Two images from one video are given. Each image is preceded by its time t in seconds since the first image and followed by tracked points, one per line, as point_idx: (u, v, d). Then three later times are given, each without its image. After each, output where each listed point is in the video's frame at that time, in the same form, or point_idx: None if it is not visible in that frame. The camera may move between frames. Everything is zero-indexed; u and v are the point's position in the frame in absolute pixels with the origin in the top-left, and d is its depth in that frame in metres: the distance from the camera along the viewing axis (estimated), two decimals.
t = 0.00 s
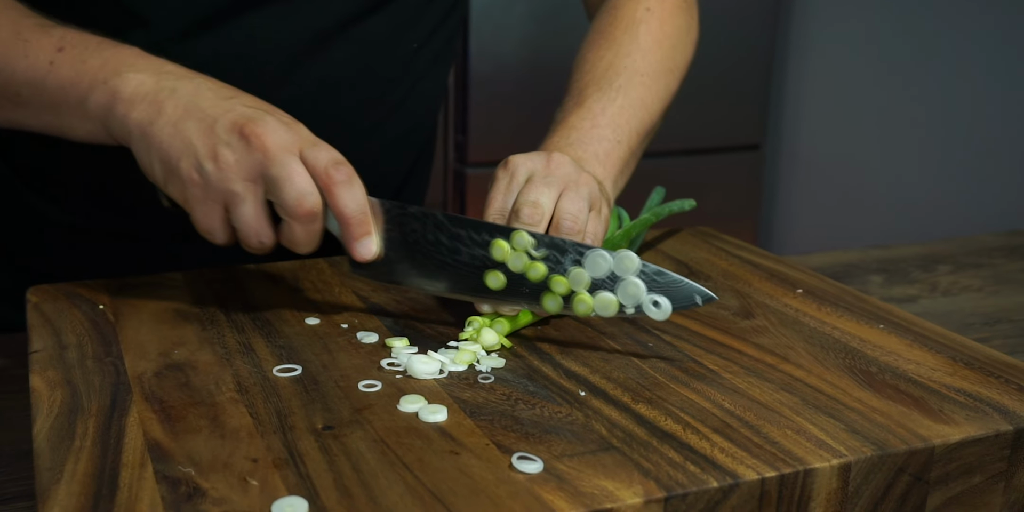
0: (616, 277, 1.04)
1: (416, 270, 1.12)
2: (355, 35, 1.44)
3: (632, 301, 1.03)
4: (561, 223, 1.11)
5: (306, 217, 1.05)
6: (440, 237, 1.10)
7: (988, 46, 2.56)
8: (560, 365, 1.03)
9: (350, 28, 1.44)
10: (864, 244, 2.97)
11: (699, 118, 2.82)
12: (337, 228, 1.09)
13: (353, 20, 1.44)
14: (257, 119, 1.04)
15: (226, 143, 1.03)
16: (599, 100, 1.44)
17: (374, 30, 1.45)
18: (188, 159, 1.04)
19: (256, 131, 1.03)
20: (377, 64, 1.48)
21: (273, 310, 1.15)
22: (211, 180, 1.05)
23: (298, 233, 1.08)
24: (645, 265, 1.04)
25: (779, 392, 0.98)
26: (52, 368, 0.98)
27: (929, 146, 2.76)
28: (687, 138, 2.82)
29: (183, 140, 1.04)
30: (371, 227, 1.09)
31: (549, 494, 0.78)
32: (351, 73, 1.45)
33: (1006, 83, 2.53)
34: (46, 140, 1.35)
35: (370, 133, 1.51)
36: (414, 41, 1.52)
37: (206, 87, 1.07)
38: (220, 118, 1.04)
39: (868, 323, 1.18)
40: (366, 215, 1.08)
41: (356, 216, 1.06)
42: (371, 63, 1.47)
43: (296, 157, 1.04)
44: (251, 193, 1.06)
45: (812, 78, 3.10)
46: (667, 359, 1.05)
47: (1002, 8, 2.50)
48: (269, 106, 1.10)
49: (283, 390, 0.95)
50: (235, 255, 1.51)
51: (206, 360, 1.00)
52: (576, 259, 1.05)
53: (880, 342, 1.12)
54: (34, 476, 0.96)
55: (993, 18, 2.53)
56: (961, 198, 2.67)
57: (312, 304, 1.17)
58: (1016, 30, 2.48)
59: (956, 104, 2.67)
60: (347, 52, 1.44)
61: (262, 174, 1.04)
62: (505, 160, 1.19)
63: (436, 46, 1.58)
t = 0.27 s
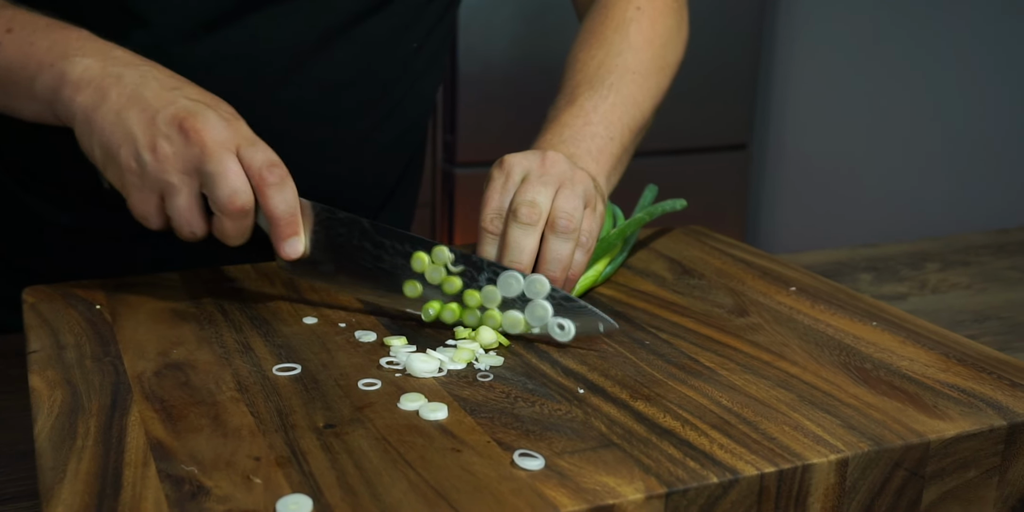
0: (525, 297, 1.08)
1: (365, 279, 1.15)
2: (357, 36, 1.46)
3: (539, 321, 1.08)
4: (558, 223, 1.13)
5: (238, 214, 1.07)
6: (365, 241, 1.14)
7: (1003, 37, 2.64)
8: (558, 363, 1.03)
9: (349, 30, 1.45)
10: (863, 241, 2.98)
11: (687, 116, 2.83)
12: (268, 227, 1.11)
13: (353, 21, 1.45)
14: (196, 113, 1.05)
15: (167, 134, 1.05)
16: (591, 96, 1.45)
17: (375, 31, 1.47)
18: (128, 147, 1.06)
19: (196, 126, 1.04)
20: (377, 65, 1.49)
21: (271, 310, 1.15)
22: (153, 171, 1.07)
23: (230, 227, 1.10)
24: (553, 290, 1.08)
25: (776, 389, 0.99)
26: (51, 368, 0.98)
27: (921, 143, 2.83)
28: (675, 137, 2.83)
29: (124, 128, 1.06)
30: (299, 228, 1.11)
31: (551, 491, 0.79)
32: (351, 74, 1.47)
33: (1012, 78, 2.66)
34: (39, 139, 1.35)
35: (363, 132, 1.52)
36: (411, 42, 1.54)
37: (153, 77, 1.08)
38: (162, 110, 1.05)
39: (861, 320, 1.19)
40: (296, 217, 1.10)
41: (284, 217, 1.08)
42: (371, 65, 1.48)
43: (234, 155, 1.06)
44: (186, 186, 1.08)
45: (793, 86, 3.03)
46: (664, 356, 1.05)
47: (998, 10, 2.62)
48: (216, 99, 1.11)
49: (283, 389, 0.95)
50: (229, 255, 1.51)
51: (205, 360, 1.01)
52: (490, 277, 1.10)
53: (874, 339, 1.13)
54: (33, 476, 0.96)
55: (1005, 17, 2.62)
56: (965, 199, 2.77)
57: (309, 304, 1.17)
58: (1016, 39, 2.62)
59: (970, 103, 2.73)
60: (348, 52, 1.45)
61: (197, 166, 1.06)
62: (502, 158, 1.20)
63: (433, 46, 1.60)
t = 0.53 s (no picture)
0: (630, 292, 1.06)
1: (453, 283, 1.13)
2: (347, 34, 1.46)
3: (643, 316, 1.05)
4: (553, 220, 1.13)
5: (324, 229, 1.08)
6: (455, 249, 1.12)
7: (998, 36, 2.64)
8: (557, 361, 1.04)
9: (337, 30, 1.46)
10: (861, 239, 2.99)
11: (677, 116, 2.84)
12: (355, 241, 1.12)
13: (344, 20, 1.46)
14: (276, 131, 1.06)
15: (247, 154, 1.06)
16: (586, 98, 1.46)
17: (365, 29, 1.48)
18: (207, 169, 1.07)
19: (278, 143, 1.05)
20: (367, 63, 1.50)
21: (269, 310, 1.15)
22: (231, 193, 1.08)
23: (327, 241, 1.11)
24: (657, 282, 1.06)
25: (773, 386, 0.99)
26: (51, 368, 0.98)
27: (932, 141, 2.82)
28: (665, 136, 2.84)
29: (203, 149, 1.06)
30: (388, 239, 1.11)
31: (553, 488, 0.79)
32: (341, 72, 1.47)
33: (1007, 72, 2.67)
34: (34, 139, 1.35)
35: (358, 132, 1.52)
36: (401, 41, 1.53)
37: (227, 97, 1.10)
38: (241, 129, 1.06)
39: (856, 317, 1.20)
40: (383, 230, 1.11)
41: (373, 230, 1.09)
42: (360, 65, 1.49)
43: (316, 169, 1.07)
44: (269, 204, 1.09)
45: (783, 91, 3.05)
46: (661, 354, 1.06)
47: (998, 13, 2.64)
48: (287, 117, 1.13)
49: (284, 388, 0.95)
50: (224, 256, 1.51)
51: (205, 359, 1.01)
52: (591, 274, 1.07)
53: (869, 337, 1.14)
54: (32, 476, 0.96)
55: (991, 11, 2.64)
56: (967, 200, 2.78)
57: (307, 303, 1.18)
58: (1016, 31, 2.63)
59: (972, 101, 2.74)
60: (337, 50, 1.46)
61: (280, 186, 1.07)
62: (497, 159, 1.21)
63: (427, 45, 1.59)
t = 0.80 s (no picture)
0: (585, 261, 1.10)
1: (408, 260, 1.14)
2: (345, 37, 1.48)
3: (602, 283, 1.10)
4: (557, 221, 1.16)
5: (283, 200, 1.07)
6: (412, 222, 1.13)
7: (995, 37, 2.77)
8: (555, 360, 1.04)
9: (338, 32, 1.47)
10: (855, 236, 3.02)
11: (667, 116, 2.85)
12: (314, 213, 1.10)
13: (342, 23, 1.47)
14: (234, 104, 1.06)
15: (205, 125, 1.05)
16: (584, 107, 1.46)
17: (362, 32, 1.49)
18: (166, 141, 1.07)
19: (238, 115, 1.05)
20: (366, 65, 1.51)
21: (267, 309, 1.15)
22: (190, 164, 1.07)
23: (275, 215, 1.09)
24: (619, 253, 1.10)
25: (770, 384, 1.00)
26: (50, 368, 0.98)
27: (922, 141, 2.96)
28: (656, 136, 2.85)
29: (162, 124, 1.06)
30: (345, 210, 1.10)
31: (554, 484, 0.80)
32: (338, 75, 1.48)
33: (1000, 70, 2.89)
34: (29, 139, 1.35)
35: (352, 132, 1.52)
36: (399, 42, 1.55)
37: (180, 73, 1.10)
38: (199, 103, 1.06)
39: (850, 315, 1.21)
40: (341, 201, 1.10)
41: (330, 201, 1.08)
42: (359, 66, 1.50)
43: (273, 141, 1.06)
44: (227, 175, 1.08)
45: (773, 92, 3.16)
46: (658, 352, 1.07)
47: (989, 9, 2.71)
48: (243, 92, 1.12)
49: (283, 387, 0.96)
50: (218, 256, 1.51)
51: (204, 358, 1.01)
52: (546, 245, 1.10)
53: (863, 334, 1.15)
54: (30, 477, 0.96)
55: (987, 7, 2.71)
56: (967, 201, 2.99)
57: (304, 302, 1.18)
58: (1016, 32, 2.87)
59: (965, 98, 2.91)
60: (335, 53, 1.47)
61: (239, 157, 1.06)
62: (501, 157, 1.22)
63: (422, 48, 1.60)
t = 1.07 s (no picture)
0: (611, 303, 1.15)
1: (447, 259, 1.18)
2: (351, 32, 1.53)
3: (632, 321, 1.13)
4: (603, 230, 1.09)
5: (249, 136, 1.06)
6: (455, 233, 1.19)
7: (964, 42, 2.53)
8: (552, 361, 1.04)
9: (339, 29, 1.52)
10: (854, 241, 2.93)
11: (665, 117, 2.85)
12: (282, 176, 1.10)
13: (349, 20, 1.52)
14: (213, 55, 1.09)
15: (181, 68, 1.07)
16: (674, 88, 1.44)
17: (367, 28, 1.54)
18: (139, 74, 1.07)
19: (215, 61, 1.08)
20: (371, 63, 1.56)
21: (264, 311, 1.15)
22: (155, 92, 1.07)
23: (252, 151, 1.07)
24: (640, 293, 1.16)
25: (766, 385, 1.00)
26: (46, 369, 0.97)
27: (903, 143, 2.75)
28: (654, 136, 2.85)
29: (138, 59, 1.08)
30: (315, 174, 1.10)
31: (549, 486, 0.80)
32: (343, 70, 1.53)
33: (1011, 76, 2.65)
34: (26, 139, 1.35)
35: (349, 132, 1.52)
36: (406, 44, 1.60)
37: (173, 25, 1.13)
38: (178, 49, 1.09)
39: (848, 316, 1.21)
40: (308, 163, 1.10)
41: (295, 159, 1.08)
42: (364, 62, 1.55)
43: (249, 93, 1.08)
44: (195, 110, 1.06)
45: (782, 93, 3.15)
46: (655, 354, 1.07)
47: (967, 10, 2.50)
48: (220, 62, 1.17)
49: (279, 388, 0.95)
50: (217, 256, 1.51)
51: (200, 359, 1.01)
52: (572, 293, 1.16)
53: (861, 335, 1.15)
54: (25, 477, 0.96)
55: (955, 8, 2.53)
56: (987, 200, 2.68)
57: (301, 303, 1.18)
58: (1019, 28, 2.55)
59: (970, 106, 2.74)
60: (342, 47, 1.52)
61: (207, 97, 1.07)
62: (561, 180, 1.19)
63: (428, 53, 1.66)
